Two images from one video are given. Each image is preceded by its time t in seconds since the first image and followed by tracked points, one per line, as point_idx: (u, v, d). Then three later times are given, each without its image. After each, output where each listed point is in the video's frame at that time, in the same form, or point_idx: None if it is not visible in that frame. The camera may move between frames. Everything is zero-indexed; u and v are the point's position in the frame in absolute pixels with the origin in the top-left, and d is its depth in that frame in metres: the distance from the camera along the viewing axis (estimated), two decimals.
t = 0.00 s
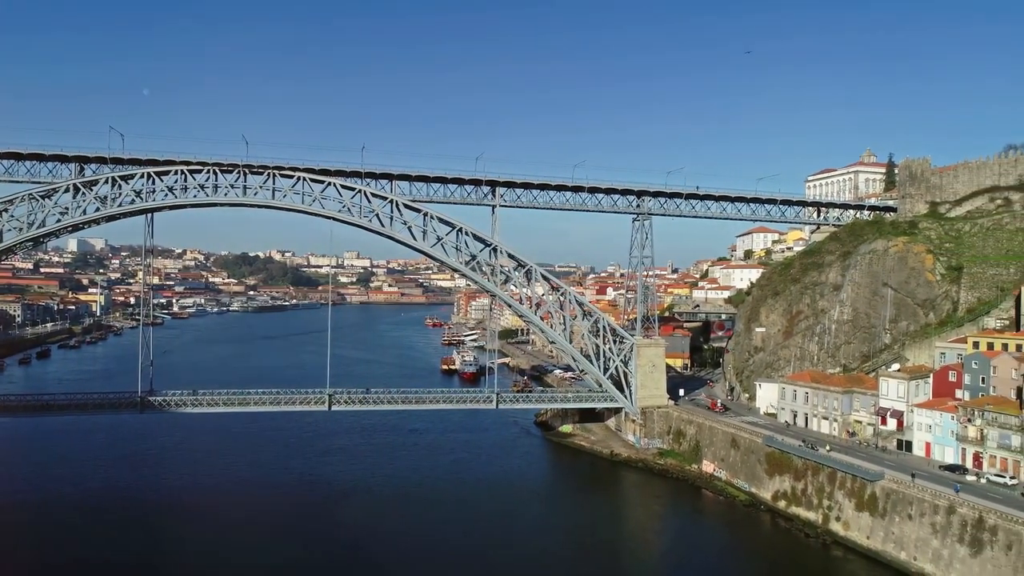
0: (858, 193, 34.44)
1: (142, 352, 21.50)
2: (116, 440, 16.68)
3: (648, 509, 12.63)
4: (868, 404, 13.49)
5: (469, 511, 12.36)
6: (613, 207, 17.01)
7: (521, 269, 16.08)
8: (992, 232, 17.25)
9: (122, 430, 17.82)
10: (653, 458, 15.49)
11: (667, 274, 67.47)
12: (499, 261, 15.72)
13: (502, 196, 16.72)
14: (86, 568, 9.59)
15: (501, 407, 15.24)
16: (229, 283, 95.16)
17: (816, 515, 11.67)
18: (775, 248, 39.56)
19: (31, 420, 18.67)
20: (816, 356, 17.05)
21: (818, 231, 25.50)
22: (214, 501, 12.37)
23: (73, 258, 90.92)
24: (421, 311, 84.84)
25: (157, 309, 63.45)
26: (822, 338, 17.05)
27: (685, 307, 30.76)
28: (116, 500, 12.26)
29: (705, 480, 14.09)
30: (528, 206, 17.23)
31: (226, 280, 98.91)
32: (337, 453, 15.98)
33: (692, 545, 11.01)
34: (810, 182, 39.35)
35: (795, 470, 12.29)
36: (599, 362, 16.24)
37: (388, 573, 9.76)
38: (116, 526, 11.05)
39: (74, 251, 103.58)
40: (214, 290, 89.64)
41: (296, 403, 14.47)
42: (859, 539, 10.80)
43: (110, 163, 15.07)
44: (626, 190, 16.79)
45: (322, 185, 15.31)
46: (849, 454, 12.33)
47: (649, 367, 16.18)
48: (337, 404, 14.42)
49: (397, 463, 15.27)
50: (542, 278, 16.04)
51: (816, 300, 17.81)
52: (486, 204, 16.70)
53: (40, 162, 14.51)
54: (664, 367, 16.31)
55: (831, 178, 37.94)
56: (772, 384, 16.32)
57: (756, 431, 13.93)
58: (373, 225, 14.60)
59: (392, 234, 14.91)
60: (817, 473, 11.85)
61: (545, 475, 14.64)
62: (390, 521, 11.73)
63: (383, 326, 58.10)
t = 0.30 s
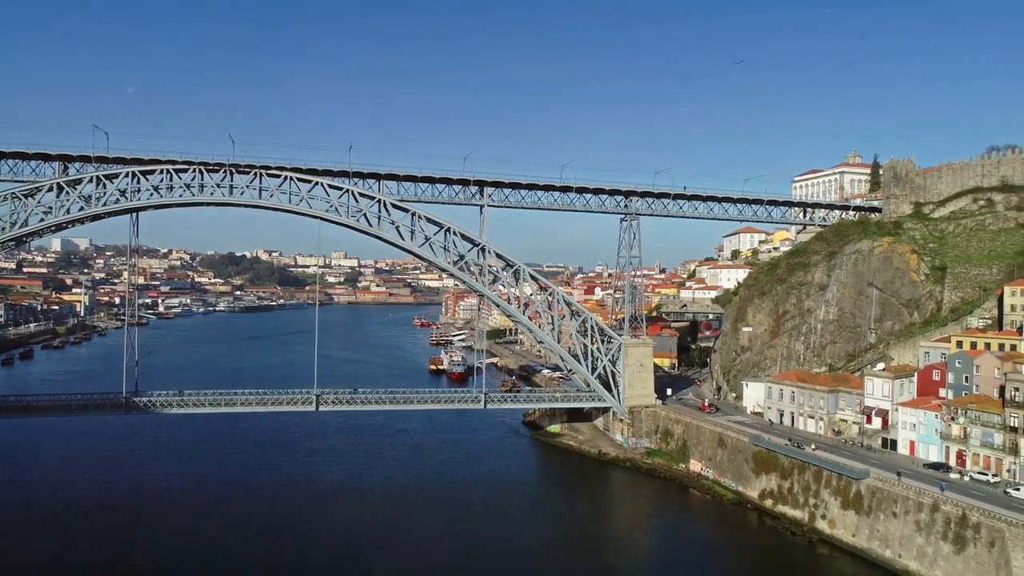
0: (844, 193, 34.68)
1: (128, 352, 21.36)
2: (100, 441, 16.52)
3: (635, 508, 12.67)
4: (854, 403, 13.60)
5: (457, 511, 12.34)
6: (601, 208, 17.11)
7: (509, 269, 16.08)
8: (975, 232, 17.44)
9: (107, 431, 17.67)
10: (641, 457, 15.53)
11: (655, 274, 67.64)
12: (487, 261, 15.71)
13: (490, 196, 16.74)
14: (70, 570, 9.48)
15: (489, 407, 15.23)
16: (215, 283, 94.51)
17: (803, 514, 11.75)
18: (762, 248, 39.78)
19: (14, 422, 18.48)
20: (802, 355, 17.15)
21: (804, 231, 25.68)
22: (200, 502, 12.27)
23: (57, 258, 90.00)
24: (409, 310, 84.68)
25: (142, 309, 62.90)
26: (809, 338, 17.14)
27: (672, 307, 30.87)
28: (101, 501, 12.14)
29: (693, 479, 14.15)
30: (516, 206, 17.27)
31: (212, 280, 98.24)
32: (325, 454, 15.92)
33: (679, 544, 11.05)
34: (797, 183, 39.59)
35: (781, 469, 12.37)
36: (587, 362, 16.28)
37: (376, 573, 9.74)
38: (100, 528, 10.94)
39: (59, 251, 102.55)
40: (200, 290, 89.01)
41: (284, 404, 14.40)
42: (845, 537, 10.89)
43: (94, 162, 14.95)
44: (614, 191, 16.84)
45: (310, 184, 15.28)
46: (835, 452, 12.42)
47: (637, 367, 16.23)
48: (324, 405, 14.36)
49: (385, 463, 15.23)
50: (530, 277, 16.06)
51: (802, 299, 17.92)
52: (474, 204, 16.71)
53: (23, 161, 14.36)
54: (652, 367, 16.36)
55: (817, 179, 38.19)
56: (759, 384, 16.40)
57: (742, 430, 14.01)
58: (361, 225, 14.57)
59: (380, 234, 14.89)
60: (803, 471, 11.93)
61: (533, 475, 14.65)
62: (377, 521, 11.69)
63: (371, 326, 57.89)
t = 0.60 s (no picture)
0: (830, 194, 34.96)
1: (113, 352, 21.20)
2: (85, 442, 16.38)
3: (623, 507, 12.70)
4: (840, 402, 13.71)
5: (446, 511, 12.32)
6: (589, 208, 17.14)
7: (498, 269, 16.08)
8: (959, 233, 17.62)
9: (92, 432, 17.53)
10: (629, 457, 15.57)
11: (642, 274, 67.88)
12: (475, 261, 15.71)
13: (478, 196, 16.74)
14: (52, 573, 9.36)
15: (477, 406, 15.23)
16: (202, 283, 93.89)
17: (789, 512, 11.82)
18: (749, 248, 40.01)
19: None
20: (789, 355, 17.25)
21: (790, 232, 25.87)
22: (186, 504, 12.18)
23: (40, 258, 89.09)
24: (397, 310, 84.54)
25: (127, 309, 62.37)
26: (795, 337, 17.25)
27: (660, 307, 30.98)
28: (85, 503, 12.02)
29: (681, 478, 14.20)
30: (504, 206, 17.30)
31: (198, 279, 97.61)
32: (312, 454, 15.86)
33: (667, 542, 11.10)
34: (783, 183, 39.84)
35: (768, 467, 12.45)
36: (575, 361, 16.31)
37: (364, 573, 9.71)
38: (85, 530, 10.83)
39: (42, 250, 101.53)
40: (186, 290, 88.39)
41: (271, 405, 14.33)
42: (831, 535, 10.97)
43: (78, 161, 14.83)
44: (602, 191, 16.89)
45: (297, 184, 15.22)
46: (821, 451, 12.52)
47: (625, 366, 16.31)
48: (312, 405, 14.30)
49: (373, 463, 15.19)
50: (518, 277, 16.08)
51: (788, 299, 18.03)
52: (462, 204, 16.70)
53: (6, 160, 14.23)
54: (640, 367, 16.44)
55: (803, 180, 38.48)
56: (746, 383, 16.47)
57: (730, 429, 14.09)
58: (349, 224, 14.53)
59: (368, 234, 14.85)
60: (789, 470, 12.01)
61: (521, 474, 14.66)
62: (364, 522, 11.65)
63: (359, 326, 57.71)
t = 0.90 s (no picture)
0: (817, 195, 35.18)
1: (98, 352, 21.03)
2: (69, 443, 16.24)
3: (612, 507, 12.73)
4: (826, 401, 13.80)
5: (434, 511, 12.29)
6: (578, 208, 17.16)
7: (487, 269, 16.07)
8: (944, 233, 17.79)
9: (77, 433, 17.39)
10: (618, 456, 15.61)
11: (631, 275, 68.06)
12: (464, 261, 15.69)
13: (467, 195, 16.72)
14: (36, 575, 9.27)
15: (466, 406, 15.22)
16: (189, 283, 93.28)
17: (776, 511, 11.89)
18: (737, 248, 40.22)
19: None
20: (776, 354, 17.35)
21: (778, 232, 26.03)
22: (172, 505, 12.09)
23: (24, 258, 88.07)
24: (386, 310, 84.35)
25: (113, 309, 61.88)
26: (783, 337, 17.34)
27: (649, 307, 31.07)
28: (69, 505, 11.91)
29: (669, 477, 14.25)
30: (493, 206, 17.31)
31: (185, 280, 96.99)
32: (300, 455, 15.80)
33: (655, 542, 11.13)
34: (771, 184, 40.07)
35: (756, 467, 12.51)
36: (564, 361, 16.33)
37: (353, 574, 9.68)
38: (69, 532, 10.73)
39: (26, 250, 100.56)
40: (173, 290, 87.81)
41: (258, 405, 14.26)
42: (817, 533, 11.04)
43: (63, 159, 14.70)
44: (591, 191, 16.92)
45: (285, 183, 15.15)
46: (808, 450, 12.60)
47: (614, 366, 16.34)
48: (299, 405, 14.23)
49: (361, 463, 15.15)
50: (507, 277, 16.09)
51: (776, 299, 18.13)
52: (451, 203, 16.68)
53: None
54: (629, 366, 16.47)
55: (790, 181, 38.73)
56: (734, 382, 16.53)
57: (718, 428, 14.14)
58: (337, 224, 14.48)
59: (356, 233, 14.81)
60: (776, 469, 12.08)
61: (510, 474, 14.66)
62: (352, 522, 11.61)
63: (347, 326, 57.52)
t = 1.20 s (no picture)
0: (805, 195, 35.41)
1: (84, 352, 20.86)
2: (54, 444, 16.11)
3: (601, 506, 12.74)
4: (814, 400, 13.88)
5: (423, 512, 12.25)
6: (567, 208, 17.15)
7: (476, 269, 16.05)
8: (930, 234, 17.93)
9: (63, 434, 17.24)
10: (607, 456, 15.63)
11: (620, 274, 68.20)
12: (453, 261, 15.66)
13: (457, 195, 16.68)
14: None
15: (455, 407, 15.19)
16: (176, 283, 92.66)
17: (765, 509, 11.95)
18: (725, 248, 40.39)
19: None
20: (765, 354, 17.43)
21: (766, 232, 26.16)
22: (159, 507, 11.98)
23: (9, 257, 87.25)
24: (375, 310, 84.13)
25: (99, 309, 61.39)
26: (771, 336, 17.42)
27: (638, 307, 31.15)
28: (55, 507, 11.78)
29: (658, 477, 14.28)
30: (482, 206, 17.31)
31: (172, 280, 96.35)
32: (289, 455, 15.73)
33: (643, 541, 11.16)
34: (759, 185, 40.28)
35: (744, 466, 12.57)
36: (554, 361, 16.34)
37: (342, 574, 9.65)
38: (54, 535, 10.60)
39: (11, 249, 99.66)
40: (160, 290, 87.20)
41: (246, 406, 14.16)
42: (805, 532, 11.10)
43: (49, 158, 14.58)
44: (580, 191, 16.93)
45: (272, 182, 15.07)
46: (796, 449, 12.67)
47: (603, 366, 16.36)
48: (288, 406, 14.14)
49: (350, 464, 15.10)
50: (496, 277, 16.08)
51: (764, 299, 18.21)
52: (440, 203, 16.64)
53: None
54: (618, 366, 16.50)
55: (778, 182, 38.94)
56: (723, 382, 16.58)
57: (707, 428, 14.19)
58: (326, 223, 14.42)
59: (345, 233, 14.75)
60: (765, 468, 12.13)
61: (500, 474, 14.65)
62: (341, 523, 11.56)
63: (336, 326, 57.31)
